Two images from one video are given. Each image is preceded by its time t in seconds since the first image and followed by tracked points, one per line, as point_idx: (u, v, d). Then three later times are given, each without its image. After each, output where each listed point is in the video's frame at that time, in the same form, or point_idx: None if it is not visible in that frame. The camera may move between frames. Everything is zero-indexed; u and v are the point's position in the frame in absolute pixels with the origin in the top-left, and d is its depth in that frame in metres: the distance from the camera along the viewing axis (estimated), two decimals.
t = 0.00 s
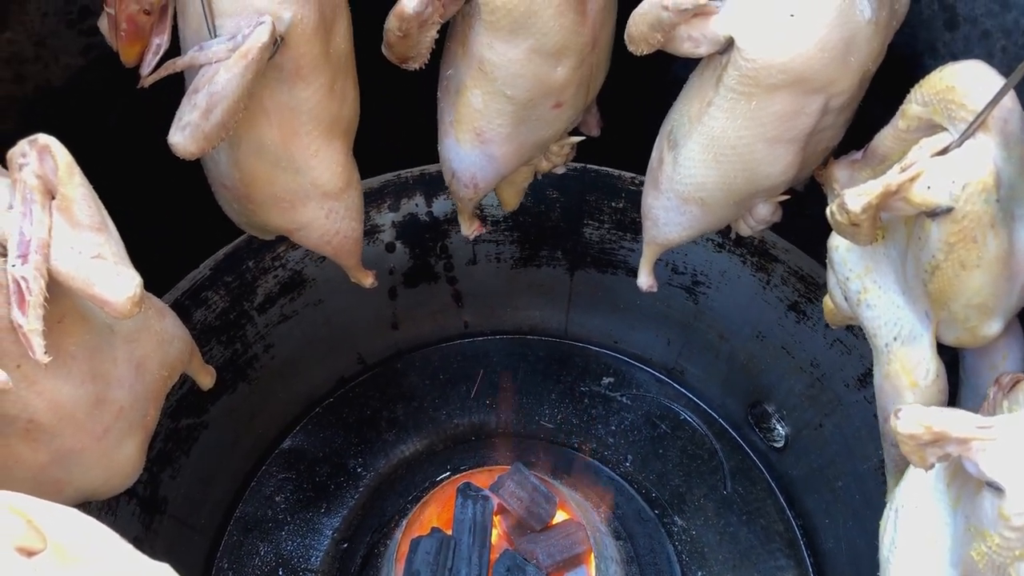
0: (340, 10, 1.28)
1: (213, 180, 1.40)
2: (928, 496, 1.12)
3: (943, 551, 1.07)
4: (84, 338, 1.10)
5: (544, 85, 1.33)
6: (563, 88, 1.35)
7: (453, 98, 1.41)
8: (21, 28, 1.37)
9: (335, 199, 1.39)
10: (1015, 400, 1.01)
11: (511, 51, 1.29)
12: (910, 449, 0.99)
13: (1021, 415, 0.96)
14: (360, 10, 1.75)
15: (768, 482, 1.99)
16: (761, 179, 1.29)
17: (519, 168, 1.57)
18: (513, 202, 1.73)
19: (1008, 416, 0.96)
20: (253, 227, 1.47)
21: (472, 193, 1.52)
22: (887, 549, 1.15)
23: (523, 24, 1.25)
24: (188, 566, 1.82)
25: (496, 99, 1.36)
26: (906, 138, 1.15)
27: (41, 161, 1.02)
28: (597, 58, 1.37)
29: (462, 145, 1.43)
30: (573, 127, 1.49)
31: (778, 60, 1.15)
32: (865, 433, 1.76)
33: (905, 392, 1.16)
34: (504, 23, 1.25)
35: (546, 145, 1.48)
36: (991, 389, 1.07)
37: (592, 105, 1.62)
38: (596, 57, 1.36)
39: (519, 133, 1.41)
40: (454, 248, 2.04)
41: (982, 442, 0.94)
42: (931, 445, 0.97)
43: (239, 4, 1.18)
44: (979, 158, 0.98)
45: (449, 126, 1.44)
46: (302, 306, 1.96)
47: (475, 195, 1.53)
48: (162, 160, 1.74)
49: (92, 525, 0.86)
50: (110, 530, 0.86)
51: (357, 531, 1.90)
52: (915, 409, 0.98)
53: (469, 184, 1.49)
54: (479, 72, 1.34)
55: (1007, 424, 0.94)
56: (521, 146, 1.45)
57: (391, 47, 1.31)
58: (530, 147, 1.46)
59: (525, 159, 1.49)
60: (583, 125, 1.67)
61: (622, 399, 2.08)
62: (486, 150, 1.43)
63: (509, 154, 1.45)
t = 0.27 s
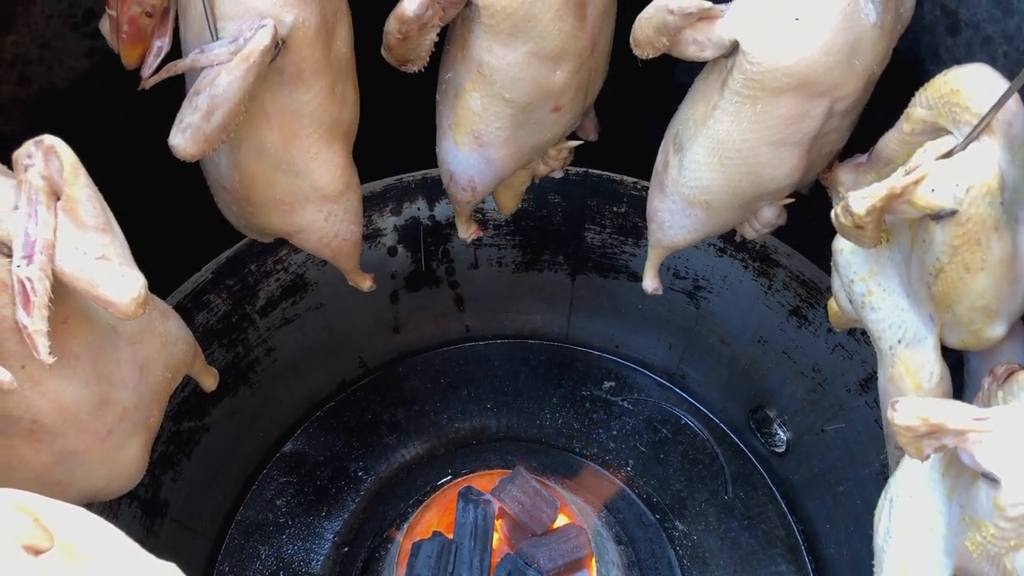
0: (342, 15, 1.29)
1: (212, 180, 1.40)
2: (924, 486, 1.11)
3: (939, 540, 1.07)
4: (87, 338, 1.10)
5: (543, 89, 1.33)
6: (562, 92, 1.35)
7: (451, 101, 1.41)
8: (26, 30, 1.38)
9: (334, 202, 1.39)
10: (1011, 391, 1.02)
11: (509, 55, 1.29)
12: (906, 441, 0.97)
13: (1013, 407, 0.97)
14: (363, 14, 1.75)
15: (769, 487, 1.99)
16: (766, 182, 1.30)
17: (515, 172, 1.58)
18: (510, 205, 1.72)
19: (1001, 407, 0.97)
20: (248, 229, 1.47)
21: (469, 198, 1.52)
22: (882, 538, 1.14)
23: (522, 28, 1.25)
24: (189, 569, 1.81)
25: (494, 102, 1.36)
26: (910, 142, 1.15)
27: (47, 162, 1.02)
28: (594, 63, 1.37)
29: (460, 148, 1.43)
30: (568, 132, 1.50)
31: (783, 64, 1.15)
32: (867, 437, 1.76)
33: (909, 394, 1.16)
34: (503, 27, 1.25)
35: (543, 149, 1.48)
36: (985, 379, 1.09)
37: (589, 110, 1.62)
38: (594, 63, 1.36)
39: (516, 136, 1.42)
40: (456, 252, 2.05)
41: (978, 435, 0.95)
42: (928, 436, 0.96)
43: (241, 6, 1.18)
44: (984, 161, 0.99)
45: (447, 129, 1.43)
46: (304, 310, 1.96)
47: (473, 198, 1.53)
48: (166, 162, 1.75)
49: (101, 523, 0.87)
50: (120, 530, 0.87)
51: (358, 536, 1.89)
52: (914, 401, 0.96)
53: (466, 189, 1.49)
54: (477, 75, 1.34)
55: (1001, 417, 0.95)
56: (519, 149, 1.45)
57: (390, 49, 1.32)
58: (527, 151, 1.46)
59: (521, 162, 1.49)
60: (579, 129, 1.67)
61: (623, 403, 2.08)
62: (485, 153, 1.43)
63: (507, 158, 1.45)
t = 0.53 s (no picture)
0: (340, 25, 1.29)
1: (209, 182, 1.41)
2: (918, 495, 1.12)
3: (934, 548, 1.07)
4: (89, 339, 1.10)
5: (546, 93, 1.34)
6: (568, 96, 1.36)
7: (458, 105, 1.42)
8: (28, 33, 1.38)
9: (329, 206, 1.39)
10: (1005, 399, 1.03)
11: (517, 59, 1.29)
12: (903, 447, 0.99)
13: (1010, 416, 0.96)
14: (366, 19, 1.76)
15: (769, 493, 1.98)
16: (768, 186, 1.30)
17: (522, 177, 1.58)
18: (516, 211, 1.74)
19: (998, 415, 0.96)
20: (246, 232, 1.48)
21: (478, 202, 1.53)
22: (876, 547, 1.14)
23: (528, 32, 1.25)
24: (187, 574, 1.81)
25: (502, 107, 1.36)
26: (913, 146, 1.16)
27: (52, 162, 1.02)
28: (602, 67, 1.38)
29: (467, 152, 1.44)
30: (577, 136, 1.50)
31: (785, 68, 1.16)
32: (867, 444, 1.76)
33: (911, 399, 1.16)
34: (511, 30, 1.25)
35: (550, 154, 1.49)
36: (982, 389, 1.10)
37: (599, 116, 1.63)
38: (602, 67, 1.37)
39: (525, 141, 1.42)
40: (457, 257, 2.05)
41: (974, 442, 0.94)
42: (924, 443, 0.97)
43: (240, 9, 1.19)
44: (989, 165, 0.99)
45: (455, 134, 1.45)
46: (304, 314, 1.96)
47: (481, 204, 1.54)
48: (168, 165, 1.75)
49: (102, 519, 0.87)
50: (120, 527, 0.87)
51: (357, 540, 1.89)
52: (909, 407, 0.98)
53: (474, 194, 1.51)
54: (483, 79, 1.34)
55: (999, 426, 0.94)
56: (527, 154, 1.45)
57: (397, 54, 1.33)
58: (534, 156, 1.47)
59: (530, 167, 1.50)
60: (585, 135, 1.68)
61: (623, 409, 2.08)
62: (492, 158, 1.43)
63: (513, 163, 1.46)
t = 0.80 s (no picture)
0: (344, 23, 1.30)
1: (211, 186, 1.42)
2: (920, 517, 1.11)
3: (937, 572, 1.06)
4: (90, 341, 1.10)
5: (547, 99, 1.35)
6: (576, 103, 1.36)
7: (466, 112, 1.43)
8: (33, 35, 1.38)
9: (332, 209, 1.39)
10: (1008, 421, 1.04)
11: (525, 65, 1.30)
12: (904, 466, 0.98)
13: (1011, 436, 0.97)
14: (369, 23, 1.76)
15: (768, 501, 1.98)
16: (766, 193, 1.30)
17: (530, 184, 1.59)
18: (525, 217, 1.75)
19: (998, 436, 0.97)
20: (247, 235, 1.48)
21: (484, 208, 1.54)
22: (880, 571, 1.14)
23: (538, 38, 1.26)
24: None
25: (509, 113, 1.37)
26: (910, 155, 1.16)
27: (53, 163, 1.03)
28: (610, 73, 1.39)
29: (475, 159, 1.45)
30: (586, 142, 1.50)
31: (784, 76, 1.16)
32: (866, 452, 1.76)
33: (908, 407, 1.17)
34: (519, 37, 1.26)
35: (557, 160, 1.49)
36: (982, 411, 1.10)
37: (605, 123, 1.64)
38: (608, 73, 1.38)
39: (531, 147, 1.43)
40: (458, 262, 2.05)
41: (977, 461, 0.95)
42: (926, 462, 0.97)
43: (243, 13, 1.19)
44: (987, 173, 1.00)
45: (462, 140, 1.46)
46: (304, 318, 1.96)
47: (488, 210, 1.55)
48: (169, 168, 1.75)
49: (99, 519, 0.87)
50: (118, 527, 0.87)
51: (355, 545, 1.89)
52: (911, 426, 0.97)
53: (481, 200, 1.52)
54: (491, 86, 1.35)
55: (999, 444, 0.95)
56: (534, 160, 1.46)
57: (405, 60, 1.34)
58: (542, 162, 1.47)
59: (537, 173, 1.51)
60: (593, 142, 1.69)
61: (622, 415, 2.08)
62: (500, 164, 1.44)
63: (522, 169, 1.46)
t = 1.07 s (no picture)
0: (351, 26, 1.30)
1: (218, 188, 1.41)
2: (928, 528, 1.11)
3: None
4: (88, 342, 1.10)
5: (547, 103, 1.35)
6: (576, 107, 1.37)
7: (466, 116, 1.43)
8: (35, 36, 1.39)
9: (339, 211, 1.40)
10: (1014, 432, 1.02)
11: (526, 69, 1.30)
12: (910, 475, 0.99)
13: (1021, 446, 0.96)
14: (372, 27, 1.77)
15: (766, 509, 1.98)
16: (765, 200, 1.31)
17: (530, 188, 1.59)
18: (524, 221, 1.75)
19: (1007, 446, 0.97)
20: (254, 238, 1.48)
21: (484, 211, 1.54)
22: None
23: (538, 43, 1.26)
24: None
25: (509, 117, 1.37)
26: (908, 162, 1.16)
27: (54, 163, 1.03)
28: (610, 78, 1.39)
29: (475, 162, 1.45)
30: (586, 145, 1.51)
31: (783, 82, 1.16)
32: (864, 460, 1.75)
33: (906, 414, 1.17)
34: (519, 41, 1.26)
35: (556, 164, 1.50)
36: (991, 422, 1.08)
37: (604, 128, 1.64)
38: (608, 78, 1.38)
39: (530, 151, 1.43)
40: (458, 267, 2.05)
41: (984, 470, 0.94)
42: (931, 471, 0.98)
43: (251, 15, 1.20)
44: (985, 179, 1.00)
45: (461, 144, 1.46)
46: (303, 322, 1.96)
47: (488, 214, 1.55)
48: (170, 170, 1.76)
49: (92, 521, 0.87)
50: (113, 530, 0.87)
51: (352, 550, 1.89)
52: (917, 435, 0.98)
53: (481, 203, 1.52)
54: (492, 90, 1.35)
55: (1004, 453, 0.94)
56: (533, 164, 1.46)
57: (406, 63, 1.34)
58: (542, 166, 1.48)
59: (536, 178, 1.51)
60: (592, 147, 1.69)
61: (621, 422, 2.08)
62: (499, 167, 1.45)
63: (521, 172, 1.47)
